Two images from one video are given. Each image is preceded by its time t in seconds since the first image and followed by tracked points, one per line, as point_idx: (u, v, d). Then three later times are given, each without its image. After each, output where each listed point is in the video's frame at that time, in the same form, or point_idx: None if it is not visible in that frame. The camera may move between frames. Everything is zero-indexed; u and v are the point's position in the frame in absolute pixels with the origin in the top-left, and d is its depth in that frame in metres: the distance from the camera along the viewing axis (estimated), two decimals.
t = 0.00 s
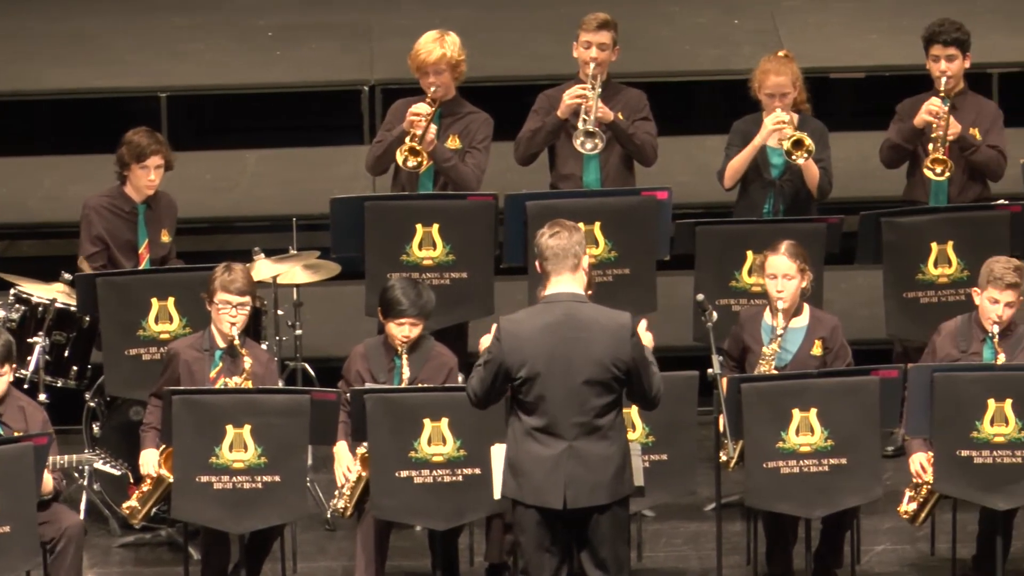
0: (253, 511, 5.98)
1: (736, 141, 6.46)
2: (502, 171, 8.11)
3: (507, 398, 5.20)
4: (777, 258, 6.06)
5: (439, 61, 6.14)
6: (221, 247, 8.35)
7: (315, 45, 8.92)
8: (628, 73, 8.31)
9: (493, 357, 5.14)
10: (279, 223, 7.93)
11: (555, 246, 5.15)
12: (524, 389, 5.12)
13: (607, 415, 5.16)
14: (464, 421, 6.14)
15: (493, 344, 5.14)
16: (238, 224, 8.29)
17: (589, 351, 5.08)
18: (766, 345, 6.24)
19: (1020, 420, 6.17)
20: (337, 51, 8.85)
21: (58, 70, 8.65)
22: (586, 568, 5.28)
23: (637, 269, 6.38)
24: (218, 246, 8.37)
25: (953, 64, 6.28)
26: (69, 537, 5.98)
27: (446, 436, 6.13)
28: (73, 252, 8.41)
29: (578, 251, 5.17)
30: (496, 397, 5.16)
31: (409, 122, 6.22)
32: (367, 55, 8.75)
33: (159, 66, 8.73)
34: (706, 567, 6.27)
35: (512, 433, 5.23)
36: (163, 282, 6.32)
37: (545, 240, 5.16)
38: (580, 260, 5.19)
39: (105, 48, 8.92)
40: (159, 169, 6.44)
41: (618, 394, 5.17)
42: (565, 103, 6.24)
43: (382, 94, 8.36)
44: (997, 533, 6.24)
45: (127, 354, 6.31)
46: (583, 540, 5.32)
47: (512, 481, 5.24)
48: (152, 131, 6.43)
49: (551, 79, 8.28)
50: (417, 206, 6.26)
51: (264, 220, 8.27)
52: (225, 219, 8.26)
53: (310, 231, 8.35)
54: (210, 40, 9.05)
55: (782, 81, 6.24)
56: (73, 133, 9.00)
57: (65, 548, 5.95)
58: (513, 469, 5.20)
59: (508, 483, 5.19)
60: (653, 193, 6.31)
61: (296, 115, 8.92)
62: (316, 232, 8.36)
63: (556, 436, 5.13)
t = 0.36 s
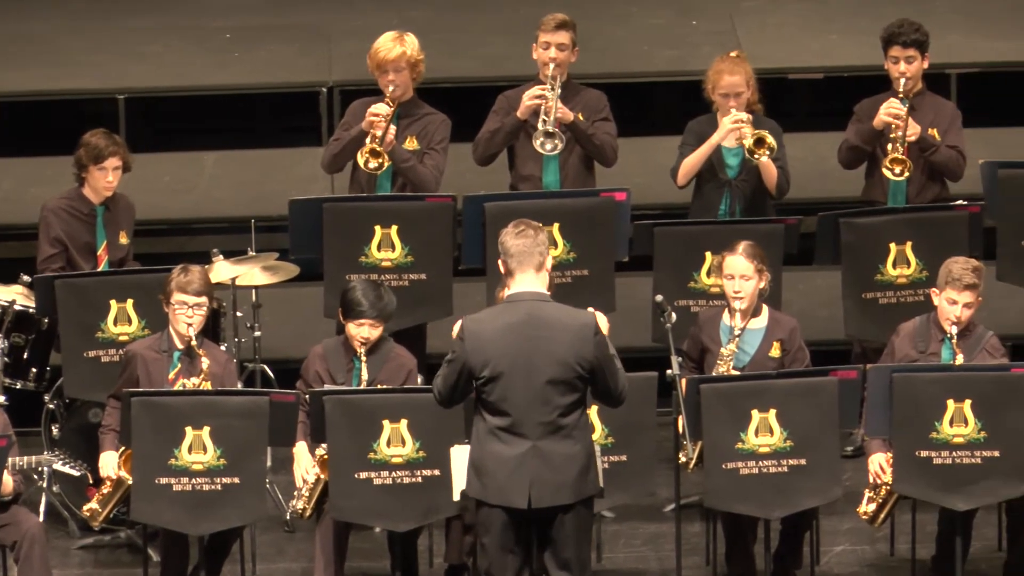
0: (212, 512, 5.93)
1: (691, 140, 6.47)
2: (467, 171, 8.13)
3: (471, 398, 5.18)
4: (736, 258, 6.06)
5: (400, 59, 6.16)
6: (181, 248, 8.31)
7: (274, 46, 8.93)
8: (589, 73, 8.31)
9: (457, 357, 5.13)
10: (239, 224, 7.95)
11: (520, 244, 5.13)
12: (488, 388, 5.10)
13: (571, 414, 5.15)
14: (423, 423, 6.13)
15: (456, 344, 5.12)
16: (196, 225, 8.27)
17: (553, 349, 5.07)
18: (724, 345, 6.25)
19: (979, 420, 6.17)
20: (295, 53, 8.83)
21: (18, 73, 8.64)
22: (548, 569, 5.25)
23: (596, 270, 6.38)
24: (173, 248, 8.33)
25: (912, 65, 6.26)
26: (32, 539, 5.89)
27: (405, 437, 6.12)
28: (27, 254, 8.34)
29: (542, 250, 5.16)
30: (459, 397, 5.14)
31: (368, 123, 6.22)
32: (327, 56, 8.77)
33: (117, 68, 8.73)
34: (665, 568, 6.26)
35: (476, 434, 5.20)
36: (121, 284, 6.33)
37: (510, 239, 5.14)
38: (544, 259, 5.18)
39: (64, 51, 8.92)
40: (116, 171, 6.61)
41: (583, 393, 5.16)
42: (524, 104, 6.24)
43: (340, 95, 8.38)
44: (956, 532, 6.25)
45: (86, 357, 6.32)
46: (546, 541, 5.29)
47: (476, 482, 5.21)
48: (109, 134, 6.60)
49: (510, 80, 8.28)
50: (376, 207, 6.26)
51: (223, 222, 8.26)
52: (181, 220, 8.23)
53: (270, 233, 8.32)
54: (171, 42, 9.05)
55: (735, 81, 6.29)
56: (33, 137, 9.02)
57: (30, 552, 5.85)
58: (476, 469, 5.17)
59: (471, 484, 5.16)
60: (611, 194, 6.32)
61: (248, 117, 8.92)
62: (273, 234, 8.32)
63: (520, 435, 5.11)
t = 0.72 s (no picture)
0: (181, 515, 5.89)
1: (657, 140, 6.55)
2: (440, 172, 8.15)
3: (450, 400, 5.18)
4: (704, 259, 6.06)
5: (362, 63, 6.23)
6: (146, 251, 8.34)
7: (241, 47, 8.95)
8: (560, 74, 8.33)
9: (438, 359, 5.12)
10: (209, 225, 7.96)
11: (501, 246, 5.13)
12: (469, 390, 5.10)
13: (552, 414, 5.16)
14: (392, 425, 6.09)
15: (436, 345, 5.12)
16: (164, 226, 8.27)
17: (534, 350, 5.08)
18: (694, 346, 6.24)
19: (948, 420, 6.17)
20: (264, 54, 8.85)
21: None
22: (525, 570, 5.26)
23: (563, 271, 6.39)
24: (143, 251, 8.34)
25: (880, 65, 6.27)
26: None
27: (373, 439, 6.08)
28: None
29: (522, 252, 5.16)
30: (439, 399, 5.14)
31: (333, 129, 6.27)
32: (295, 57, 8.80)
33: (86, 69, 8.74)
34: (634, 569, 6.26)
35: (456, 435, 5.20)
36: (89, 287, 6.35)
37: (490, 240, 5.13)
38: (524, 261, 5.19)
39: (33, 52, 8.94)
40: (84, 172, 6.68)
41: (563, 394, 5.17)
42: (494, 106, 6.19)
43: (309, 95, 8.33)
44: (925, 533, 6.25)
45: (54, 359, 6.34)
46: (524, 542, 5.31)
47: (457, 483, 5.21)
48: (78, 135, 6.66)
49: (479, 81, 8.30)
50: (344, 208, 6.27)
51: (193, 224, 8.28)
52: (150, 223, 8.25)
53: (238, 236, 8.35)
54: (138, 43, 9.05)
55: (701, 82, 6.32)
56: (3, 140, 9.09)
57: None
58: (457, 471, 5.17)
59: (453, 485, 5.17)
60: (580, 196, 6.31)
61: (220, 118, 8.94)
62: (244, 235, 8.35)
63: (501, 436, 5.11)
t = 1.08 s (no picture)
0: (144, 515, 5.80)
1: (620, 141, 6.54)
2: (407, 172, 8.15)
3: (429, 397, 5.28)
4: (666, 258, 6.05)
5: (322, 66, 6.29)
6: (108, 250, 8.20)
7: (206, 53, 9.04)
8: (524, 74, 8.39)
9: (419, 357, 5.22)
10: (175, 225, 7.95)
11: (483, 244, 5.24)
12: (449, 386, 5.21)
13: (530, 412, 5.28)
14: (353, 426, 6.03)
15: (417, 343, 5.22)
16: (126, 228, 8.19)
17: (514, 348, 5.20)
18: (657, 345, 6.22)
19: (909, 420, 6.16)
20: (227, 57, 8.93)
21: None
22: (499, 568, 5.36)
23: (525, 271, 6.39)
24: (106, 251, 8.21)
25: (840, 64, 6.29)
26: None
27: (335, 439, 6.03)
28: None
29: (503, 251, 5.27)
30: (419, 395, 5.24)
31: (294, 130, 6.31)
32: (257, 61, 8.86)
33: (52, 69, 8.78)
34: (595, 569, 6.25)
35: (434, 433, 5.30)
36: (50, 288, 6.40)
37: (473, 239, 5.24)
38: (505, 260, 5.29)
39: None
40: (46, 173, 6.72)
41: (540, 391, 5.29)
42: (455, 105, 6.19)
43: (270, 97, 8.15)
44: (886, 533, 6.24)
45: (15, 359, 6.39)
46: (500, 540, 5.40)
47: (435, 481, 5.29)
48: (39, 137, 6.70)
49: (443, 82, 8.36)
50: (304, 209, 6.27)
51: (154, 226, 8.20)
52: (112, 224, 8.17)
53: (200, 236, 8.22)
54: (103, 48, 9.11)
55: (663, 83, 6.31)
56: None
57: None
58: (436, 468, 5.26)
59: (431, 483, 5.25)
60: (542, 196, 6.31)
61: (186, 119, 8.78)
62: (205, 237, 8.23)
63: (480, 433, 5.21)
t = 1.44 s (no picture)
0: (110, 516, 5.75)
1: (587, 142, 6.54)
2: (372, 172, 8.20)
3: (402, 394, 5.35)
4: (630, 258, 6.04)
5: (286, 67, 6.30)
6: (72, 251, 8.21)
7: (170, 51, 9.07)
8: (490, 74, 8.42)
9: (395, 352, 5.31)
10: (143, 226, 7.95)
11: (464, 246, 5.35)
12: (423, 382, 5.28)
13: (502, 411, 5.34)
14: (318, 426, 6.02)
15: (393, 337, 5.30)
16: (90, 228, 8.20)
17: (487, 346, 5.29)
18: (620, 345, 6.22)
19: (875, 420, 6.14)
20: (192, 56, 8.97)
21: None
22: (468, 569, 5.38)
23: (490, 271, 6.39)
24: (71, 250, 8.21)
25: (803, 64, 6.35)
26: None
27: (300, 440, 6.00)
28: None
29: (483, 255, 5.38)
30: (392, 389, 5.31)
31: (257, 129, 6.34)
32: (221, 61, 8.89)
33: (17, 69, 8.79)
34: (561, 569, 6.24)
35: (406, 430, 5.35)
36: (16, 289, 6.42)
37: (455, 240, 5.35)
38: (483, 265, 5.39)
39: None
40: (11, 173, 6.71)
41: (513, 392, 5.36)
42: (419, 104, 6.21)
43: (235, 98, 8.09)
44: (853, 533, 6.23)
45: None
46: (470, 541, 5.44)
47: (405, 478, 5.34)
48: (4, 138, 6.73)
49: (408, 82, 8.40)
50: (268, 210, 6.27)
51: (118, 226, 8.22)
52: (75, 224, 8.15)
53: (166, 237, 8.21)
54: (68, 48, 9.12)
55: (630, 83, 6.28)
56: None
57: None
58: (407, 465, 5.30)
59: (401, 479, 5.29)
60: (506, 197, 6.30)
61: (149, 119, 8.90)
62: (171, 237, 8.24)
63: (452, 430, 5.27)
